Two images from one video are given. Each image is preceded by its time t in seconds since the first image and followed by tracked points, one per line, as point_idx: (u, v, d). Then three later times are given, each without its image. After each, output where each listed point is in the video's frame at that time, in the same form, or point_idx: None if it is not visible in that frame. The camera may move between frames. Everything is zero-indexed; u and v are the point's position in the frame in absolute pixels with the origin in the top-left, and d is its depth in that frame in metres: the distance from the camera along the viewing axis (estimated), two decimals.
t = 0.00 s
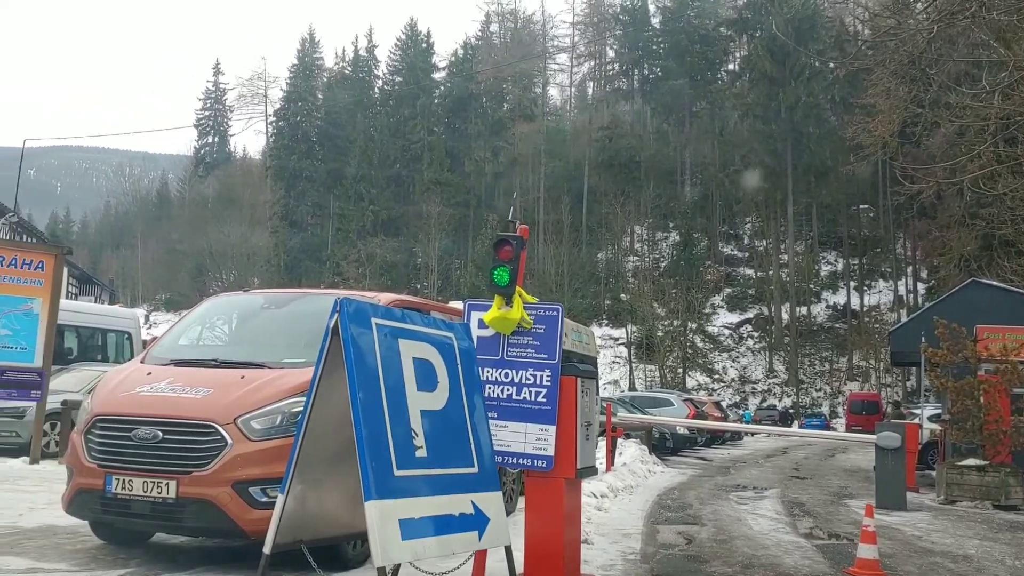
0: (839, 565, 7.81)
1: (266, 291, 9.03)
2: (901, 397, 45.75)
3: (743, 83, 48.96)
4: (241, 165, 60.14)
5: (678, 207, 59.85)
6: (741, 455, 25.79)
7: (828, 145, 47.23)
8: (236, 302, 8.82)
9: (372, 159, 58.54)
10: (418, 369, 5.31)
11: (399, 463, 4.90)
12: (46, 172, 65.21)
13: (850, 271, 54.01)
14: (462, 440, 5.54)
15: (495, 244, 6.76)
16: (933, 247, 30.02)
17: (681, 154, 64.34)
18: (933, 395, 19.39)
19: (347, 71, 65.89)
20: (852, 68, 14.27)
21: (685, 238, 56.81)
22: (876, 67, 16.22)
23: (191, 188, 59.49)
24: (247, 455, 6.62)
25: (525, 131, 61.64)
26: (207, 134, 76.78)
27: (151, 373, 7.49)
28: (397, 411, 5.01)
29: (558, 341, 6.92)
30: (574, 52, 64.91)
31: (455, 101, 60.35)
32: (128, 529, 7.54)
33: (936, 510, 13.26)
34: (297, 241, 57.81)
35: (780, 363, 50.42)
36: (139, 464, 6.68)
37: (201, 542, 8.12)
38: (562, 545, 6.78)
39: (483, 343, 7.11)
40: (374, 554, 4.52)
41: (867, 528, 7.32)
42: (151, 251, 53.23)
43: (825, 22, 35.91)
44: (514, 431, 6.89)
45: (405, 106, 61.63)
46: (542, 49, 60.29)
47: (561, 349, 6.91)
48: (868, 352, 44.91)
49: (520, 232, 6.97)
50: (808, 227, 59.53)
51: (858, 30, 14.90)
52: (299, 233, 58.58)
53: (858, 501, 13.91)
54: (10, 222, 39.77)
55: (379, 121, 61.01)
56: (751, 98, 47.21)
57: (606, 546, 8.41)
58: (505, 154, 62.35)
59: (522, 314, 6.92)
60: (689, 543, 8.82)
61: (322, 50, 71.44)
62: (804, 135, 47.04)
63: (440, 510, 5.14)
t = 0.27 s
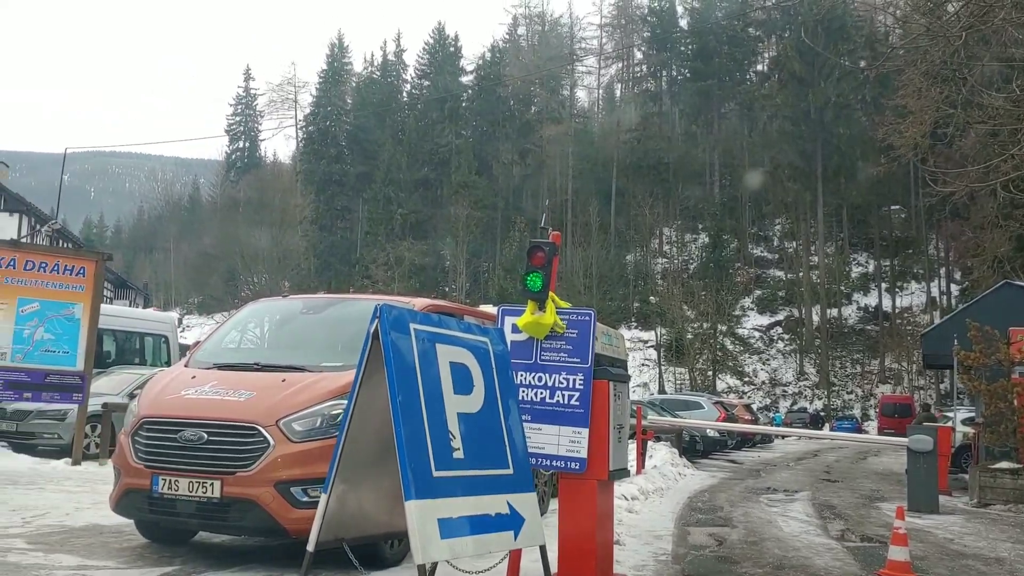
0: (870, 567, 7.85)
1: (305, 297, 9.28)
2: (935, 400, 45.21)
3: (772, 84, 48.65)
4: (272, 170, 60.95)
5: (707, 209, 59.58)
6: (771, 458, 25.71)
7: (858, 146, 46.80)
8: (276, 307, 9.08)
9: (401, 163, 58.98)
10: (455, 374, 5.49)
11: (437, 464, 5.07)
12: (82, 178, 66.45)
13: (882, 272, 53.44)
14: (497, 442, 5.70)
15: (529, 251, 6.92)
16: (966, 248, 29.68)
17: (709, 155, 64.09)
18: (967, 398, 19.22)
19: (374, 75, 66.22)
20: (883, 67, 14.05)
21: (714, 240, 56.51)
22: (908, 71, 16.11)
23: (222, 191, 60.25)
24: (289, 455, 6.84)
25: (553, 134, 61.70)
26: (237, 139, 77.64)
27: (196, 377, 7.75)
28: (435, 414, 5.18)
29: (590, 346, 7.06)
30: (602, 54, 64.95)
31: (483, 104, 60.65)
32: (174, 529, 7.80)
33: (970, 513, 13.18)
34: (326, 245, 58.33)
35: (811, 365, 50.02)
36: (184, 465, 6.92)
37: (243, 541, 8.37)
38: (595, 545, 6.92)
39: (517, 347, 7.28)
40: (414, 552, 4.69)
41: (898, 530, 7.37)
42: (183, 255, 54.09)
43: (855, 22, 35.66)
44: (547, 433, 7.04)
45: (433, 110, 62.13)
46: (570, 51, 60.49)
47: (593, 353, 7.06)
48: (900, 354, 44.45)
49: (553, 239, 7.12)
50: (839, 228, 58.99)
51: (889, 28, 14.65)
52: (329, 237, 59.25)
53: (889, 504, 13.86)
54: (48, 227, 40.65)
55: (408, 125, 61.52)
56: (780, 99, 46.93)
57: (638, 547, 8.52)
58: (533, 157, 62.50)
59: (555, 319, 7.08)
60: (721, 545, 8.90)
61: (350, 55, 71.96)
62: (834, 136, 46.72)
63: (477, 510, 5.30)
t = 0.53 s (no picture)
0: (898, 570, 7.84)
1: (334, 300, 9.41)
2: (964, 402, 44.72)
3: (797, 84, 48.32)
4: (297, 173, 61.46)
5: (732, 210, 59.29)
6: (798, 461, 25.57)
7: (886, 147, 46.35)
8: (305, 310, 9.23)
9: (425, 166, 59.22)
10: (484, 376, 5.57)
11: (467, 465, 5.16)
12: (111, 182, 67.34)
13: (909, 273, 52.88)
14: (526, 444, 5.78)
15: (555, 255, 6.99)
16: (996, 249, 29.32)
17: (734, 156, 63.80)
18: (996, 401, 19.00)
19: (398, 78, 66.36)
20: (910, 66, 13.84)
21: (739, 241, 56.19)
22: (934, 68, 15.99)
23: (248, 195, 60.80)
24: (320, 456, 6.96)
25: (576, 136, 61.57)
26: (262, 143, 78.28)
27: (228, 379, 7.90)
28: (464, 416, 5.28)
29: (617, 349, 7.12)
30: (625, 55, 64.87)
31: (506, 106, 60.81)
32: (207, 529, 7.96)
33: (1000, 517, 13.05)
34: (350, 248, 58.69)
35: (837, 368, 49.61)
36: (217, 466, 7.07)
37: (274, 541, 8.51)
38: (622, 547, 6.98)
39: (544, 350, 7.35)
40: (444, 552, 4.79)
41: (926, 533, 7.35)
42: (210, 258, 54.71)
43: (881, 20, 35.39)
44: (574, 435, 7.11)
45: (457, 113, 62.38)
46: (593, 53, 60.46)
47: (620, 356, 7.12)
48: (928, 356, 43.99)
49: (579, 243, 7.18)
50: (865, 229, 58.46)
51: (915, 29, 14.58)
52: (354, 240, 59.67)
53: (917, 507, 13.76)
54: (78, 232, 41.27)
55: (431, 128, 61.83)
56: (805, 100, 46.65)
57: (664, 549, 8.56)
58: (557, 159, 62.46)
59: (581, 322, 7.15)
60: (747, 547, 8.91)
61: (374, 58, 72.29)
62: (861, 136, 46.39)
63: (506, 510, 5.39)
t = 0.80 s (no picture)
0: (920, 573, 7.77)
1: (352, 301, 9.47)
2: (987, 405, 44.25)
3: (817, 84, 48.03)
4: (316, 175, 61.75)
5: (751, 211, 58.99)
6: (818, 463, 25.38)
7: (907, 147, 45.95)
8: (324, 311, 9.28)
9: (444, 167, 59.31)
10: (501, 378, 5.58)
11: (484, 467, 5.17)
12: (132, 184, 67.97)
13: (931, 274, 52.34)
14: (544, 445, 5.78)
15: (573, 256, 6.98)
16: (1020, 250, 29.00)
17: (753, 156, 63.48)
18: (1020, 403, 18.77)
19: (416, 81, 66.66)
20: (931, 66, 13.73)
21: (758, 242, 55.84)
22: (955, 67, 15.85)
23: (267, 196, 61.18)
24: (339, 458, 7.00)
25: (594, 137, 61.44)
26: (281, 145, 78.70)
27: (247, 381, 7.95)
28: (482, 418, 5.29)
29: (635, 351, 7.10)
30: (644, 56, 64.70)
31: (524, 107, 60.82)
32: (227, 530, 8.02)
33: None
34: (369, 250, 58.87)
35: (858, 370, 49.20)
36: (237, 467, 7.12)
37: (294, 542, 8.55)
38: (640, 549, 6.97)
39: (561, 351, 7.35)
40: (463, 553, 4.79)
41: (948, 536, 7.27)
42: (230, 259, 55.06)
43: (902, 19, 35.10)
44: (592, 438, 7.10)
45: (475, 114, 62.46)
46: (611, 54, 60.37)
47: (638, 358, 7.10)
48: (950, 358, 43.58)
49: (597, 244, 7.16)
50: (886, 230, 57.96)
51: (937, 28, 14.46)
52: (372, 242, 59.86)
53: (940, 511, 13.61)
54: (99, 234, 41.66)
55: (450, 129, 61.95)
56: (825, 100, 46.35)
57: (683, 552, 8.54)
58: (575, 160, 62.31)
59: (599, 323, 7.13)
60: (767, 550, 8.85)
61: (392, 60, 72.55)
62: (882, 136, 46.02)
63: (524, 512, 5.39)
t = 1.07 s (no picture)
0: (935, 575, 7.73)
1: (365, 301, 9.50)
2: (1002, 405, 43.94)
3: (830, 83, 47.85)
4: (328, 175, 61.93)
5: (764, 210, 58.76)
6: (833, 464, 25.27)
7: (921, 146, 45.70)
8: (337, 312, 9.32)
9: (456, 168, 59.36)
10: (513, 378, 5.59)
11: (497, 467, 5.18)
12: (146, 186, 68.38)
13: (946, 273, 51.98)
14: (556, 445, 5.80)
15: (585, 256, 6.98)
16: None
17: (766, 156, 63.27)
18: None
19: (428, 82, 66.86)
20: (945, 65, 13.66)
21: (771, 242, 55.63)
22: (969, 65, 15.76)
23: (279, 197, 61.38)
24: (352, 458, 7.03)
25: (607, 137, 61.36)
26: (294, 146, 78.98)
27: (260, 381, 8.00)
28: (495, 419, 5.30)
29: (648, 350, 7.10)
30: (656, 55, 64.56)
31: (536, 107, 60.82)
32: (241, 529, 8.07)
33: None
34: (381, 250, 59.02)
35: (872, 370, 48.89)
36: (251, 467, 7.17)
37: (308, 542, 8.59)
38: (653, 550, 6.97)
39: (574, 351, 7.35)
40: (476, 553, 4.81)
41: (963, 538, 7.23)
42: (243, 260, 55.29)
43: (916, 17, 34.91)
44: (605, 438, 7.10)
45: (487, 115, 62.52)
46: (623, 53, 60.32)
47: (650, 358, 7.09)
48: (965, 358, 43.27)
49: (609, 244, 7.15)
50: (900, 229, 57.60)
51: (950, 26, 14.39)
52: (384, 243, 59.99)
53: (955, 511, 13.54)
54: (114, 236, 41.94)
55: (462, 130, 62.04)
56: (838, 99, 46.15)
57: (696, 552, 8.53)
58: (587, 160, 62.18)
59: (612, 324, 7.12)
60: (781, 551, 8.83)
61: (404, 62, 72.70)
62: (895, 135, 45.77)
63: (536, 512, 5.40)
